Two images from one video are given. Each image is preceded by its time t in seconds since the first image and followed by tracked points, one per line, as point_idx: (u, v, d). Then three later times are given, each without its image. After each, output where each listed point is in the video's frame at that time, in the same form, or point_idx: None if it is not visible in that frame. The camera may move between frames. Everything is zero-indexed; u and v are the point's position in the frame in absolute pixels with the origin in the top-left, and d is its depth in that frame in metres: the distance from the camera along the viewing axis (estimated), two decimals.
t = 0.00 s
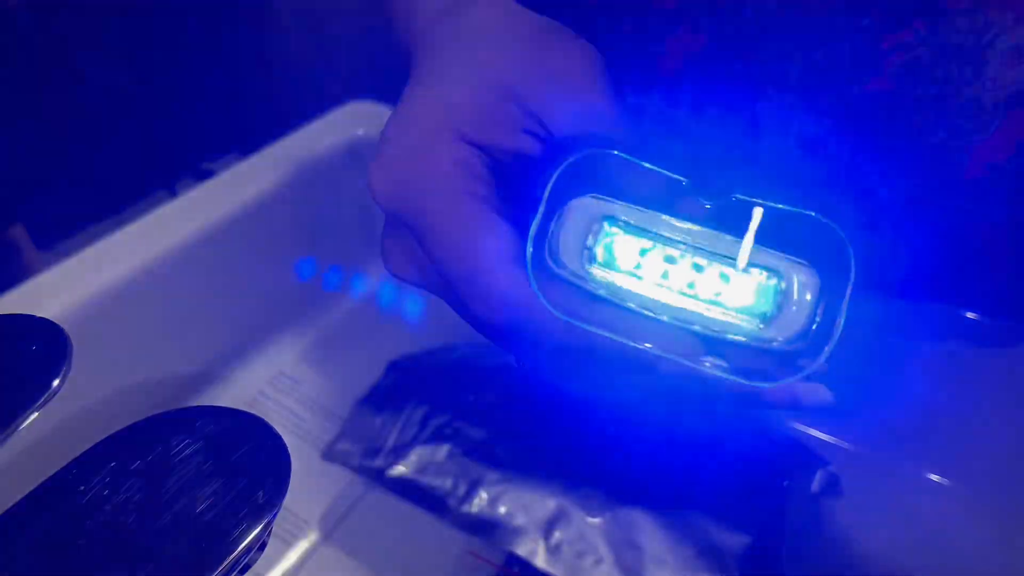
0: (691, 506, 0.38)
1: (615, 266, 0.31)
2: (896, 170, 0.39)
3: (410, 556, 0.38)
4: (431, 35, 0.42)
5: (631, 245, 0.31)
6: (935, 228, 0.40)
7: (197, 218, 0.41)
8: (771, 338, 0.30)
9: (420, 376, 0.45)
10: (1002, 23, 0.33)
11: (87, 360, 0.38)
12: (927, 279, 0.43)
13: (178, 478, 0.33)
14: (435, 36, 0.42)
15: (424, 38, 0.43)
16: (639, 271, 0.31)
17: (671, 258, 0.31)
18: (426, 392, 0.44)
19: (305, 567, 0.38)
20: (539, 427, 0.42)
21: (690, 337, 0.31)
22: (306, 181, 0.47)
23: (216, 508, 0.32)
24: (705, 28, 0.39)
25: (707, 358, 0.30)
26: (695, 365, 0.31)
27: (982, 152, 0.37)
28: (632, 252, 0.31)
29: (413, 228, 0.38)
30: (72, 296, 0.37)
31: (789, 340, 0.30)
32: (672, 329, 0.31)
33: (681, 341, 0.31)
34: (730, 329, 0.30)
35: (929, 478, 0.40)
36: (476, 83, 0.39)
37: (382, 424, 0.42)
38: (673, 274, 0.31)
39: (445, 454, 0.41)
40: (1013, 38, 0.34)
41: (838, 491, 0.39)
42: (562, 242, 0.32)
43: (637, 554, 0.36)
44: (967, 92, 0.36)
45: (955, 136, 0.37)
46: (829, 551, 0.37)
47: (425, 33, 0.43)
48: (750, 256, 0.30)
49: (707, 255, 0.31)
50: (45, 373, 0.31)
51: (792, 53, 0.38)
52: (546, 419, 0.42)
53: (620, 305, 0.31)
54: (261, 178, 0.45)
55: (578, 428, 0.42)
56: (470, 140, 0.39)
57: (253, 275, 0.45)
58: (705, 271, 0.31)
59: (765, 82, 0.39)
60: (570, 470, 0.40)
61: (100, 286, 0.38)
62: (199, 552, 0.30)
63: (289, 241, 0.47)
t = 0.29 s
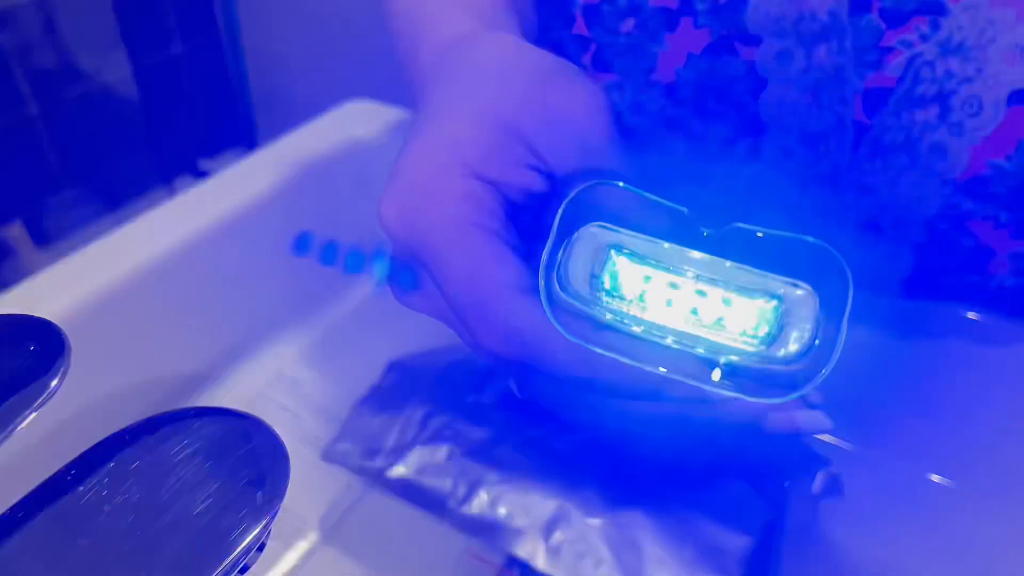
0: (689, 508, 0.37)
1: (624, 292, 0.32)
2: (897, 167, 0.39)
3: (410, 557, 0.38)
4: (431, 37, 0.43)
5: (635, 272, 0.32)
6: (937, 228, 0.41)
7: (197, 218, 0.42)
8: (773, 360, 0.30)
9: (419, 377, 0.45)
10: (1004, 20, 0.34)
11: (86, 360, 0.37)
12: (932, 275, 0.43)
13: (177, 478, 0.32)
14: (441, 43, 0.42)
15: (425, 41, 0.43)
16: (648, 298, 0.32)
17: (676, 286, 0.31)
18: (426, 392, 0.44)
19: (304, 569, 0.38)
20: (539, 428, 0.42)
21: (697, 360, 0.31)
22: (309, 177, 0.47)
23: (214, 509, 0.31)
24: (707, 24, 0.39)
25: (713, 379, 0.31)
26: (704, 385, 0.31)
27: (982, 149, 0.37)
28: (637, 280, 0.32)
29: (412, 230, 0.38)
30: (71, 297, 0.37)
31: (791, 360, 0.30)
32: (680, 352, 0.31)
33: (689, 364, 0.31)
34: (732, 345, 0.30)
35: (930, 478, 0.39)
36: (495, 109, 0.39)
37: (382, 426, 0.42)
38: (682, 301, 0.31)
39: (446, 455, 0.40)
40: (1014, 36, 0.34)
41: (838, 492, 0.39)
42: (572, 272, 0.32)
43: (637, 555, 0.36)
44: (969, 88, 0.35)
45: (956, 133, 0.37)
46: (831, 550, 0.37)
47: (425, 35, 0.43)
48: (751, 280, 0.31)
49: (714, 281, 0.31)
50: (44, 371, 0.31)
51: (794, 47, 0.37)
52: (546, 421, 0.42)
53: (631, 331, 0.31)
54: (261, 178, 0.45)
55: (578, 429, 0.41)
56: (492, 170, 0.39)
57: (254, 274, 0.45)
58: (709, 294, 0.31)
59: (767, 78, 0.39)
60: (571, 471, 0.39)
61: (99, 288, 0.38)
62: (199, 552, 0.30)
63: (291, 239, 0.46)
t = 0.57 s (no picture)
0: (688, 508, 0.37)
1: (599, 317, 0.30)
2: (894, 171, 0.39)
3: (408, 556, 0.38)
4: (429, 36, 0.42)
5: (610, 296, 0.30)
6: (932, 230, 0.39)
7: (198, 219, 0.42)
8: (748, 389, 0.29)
9: (419, 377, 0.45)
10: (1001, 23, 0.33)
11: (86, 360, 0.38)
12: (929, 278, 0.41)
13: (177, 478, 0.33)
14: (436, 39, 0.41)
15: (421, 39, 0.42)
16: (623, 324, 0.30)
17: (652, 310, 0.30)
18: (426, 391, 0.44)
19: (305, 567, 0.38)
20: (540, 428, 0.42)
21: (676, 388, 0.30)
22: (306, 179, 0.46)
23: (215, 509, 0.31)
24: (703, 28, 0.39)
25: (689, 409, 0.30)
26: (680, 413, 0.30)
27: (980, 153, 0.36)
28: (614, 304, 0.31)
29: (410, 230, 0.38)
30: (73, 298, 0.37)
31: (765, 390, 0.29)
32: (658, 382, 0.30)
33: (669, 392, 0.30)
34: (710, 380, 0.29)
35: (927, 477, 0.40)
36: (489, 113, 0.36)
37: (381, 424, 0.43)
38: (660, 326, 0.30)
39: (445, 455, 0.41)
40: (1011, 37, 0.33)
41: (836, 492, 0.39)
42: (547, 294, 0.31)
43: (636, 555, 0.36)
44: (965, 92, 0.35)
45: (952, 136, 0.36)
46: (829, 548, 0.37)
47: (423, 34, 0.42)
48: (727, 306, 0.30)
49: (690, 310, 0.30)
50: (44, 372, 0.31)
51: (790, 53, 0.38)
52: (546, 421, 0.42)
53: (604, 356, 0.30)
54: (261, 178, 0.45)
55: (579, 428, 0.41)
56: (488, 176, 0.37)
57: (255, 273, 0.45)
58: (686, 325, 0.30)
59: (762, 83, 0.39)
60: (571, 470, 0.40)
61: (102, 288, 0.38)
62: (197, 554, 0.30)
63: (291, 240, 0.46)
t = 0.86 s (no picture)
0: (688, 507, 0.37)
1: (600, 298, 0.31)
2: (892, 173, 0.39)
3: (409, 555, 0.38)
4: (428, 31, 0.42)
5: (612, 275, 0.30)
6: (931, 231, 0.39)
7: (197, 218, 0.42)
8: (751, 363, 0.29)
9: (420, 376, 0.45)
10: (999, 24, 0.33)
11: (89, 360, 0.38)
12: (927, 278, 0.41)
13: (178, 477, 0.33)
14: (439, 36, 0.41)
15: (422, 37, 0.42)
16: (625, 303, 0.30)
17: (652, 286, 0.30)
18: (426, 391, 0.44)
19: (307, 566, 0.38)
20: (539, 428, 0.42)
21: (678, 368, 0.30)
22: (302, 180, 0.46)
23: (219, 506, 0.32)
24: (702, 29, 0.39)
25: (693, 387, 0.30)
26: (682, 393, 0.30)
27: (978, 155, 0.36)
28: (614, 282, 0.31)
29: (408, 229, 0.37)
30: (74, 297, 0.37)
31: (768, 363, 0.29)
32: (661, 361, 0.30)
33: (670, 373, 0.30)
34: (706, 356, 0.29)
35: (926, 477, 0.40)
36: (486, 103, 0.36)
37: (382, 423, 0.43)
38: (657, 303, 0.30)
39: (446, 455, 0.41)
40: (1008, 40, 0.33)
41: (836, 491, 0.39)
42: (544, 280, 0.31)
43: (636, 555, 0.36)
44: (963, 93, 0.35)
45: (950, 138, 0.36)
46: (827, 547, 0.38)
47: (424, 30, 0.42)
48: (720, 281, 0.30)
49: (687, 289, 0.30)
50: (45, 375, 0.31)
51: (788, 55, 0.38)
52: (545, 420, 0.42)
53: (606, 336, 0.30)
54: (259, 179, 0.45)
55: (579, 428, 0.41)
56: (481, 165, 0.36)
57: (259, 274, 0.45)
58: (684, 305, 0.30)
59: (761, 85, 0.39)
60: (571, 469, 0.40)
61: (101, 288, 0.38)
62: (200, 551, 0.30)
63: (292, 242, 0.47)
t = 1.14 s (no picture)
0: (688, 508, 0.37)
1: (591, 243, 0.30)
2: (891, 173, 0.38)
3: (406, 556, 0.38)
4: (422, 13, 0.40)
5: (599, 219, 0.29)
6: (931, 231, 0.39)
7: (195, 218, 0.41)
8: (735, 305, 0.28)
9: (420, 376, 0.45)
10: (997, 23, 0.33)
11: (89, 358, 0.38)
12: (930, 276, 0.41)
13: (177, 478, 0.33)
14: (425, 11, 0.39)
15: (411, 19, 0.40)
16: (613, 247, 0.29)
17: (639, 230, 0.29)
18: (426, 392, 0.44)
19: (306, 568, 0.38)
20: (538, 428, 0.42)
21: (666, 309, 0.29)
22: (297, 180, 0.46)
23: (219, 506, 0.32)
24: (700, 27, 0.39)
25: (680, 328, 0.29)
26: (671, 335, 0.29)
27: (977, 154, 0.36)
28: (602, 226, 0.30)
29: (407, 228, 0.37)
30: (74, 296, 0.37)
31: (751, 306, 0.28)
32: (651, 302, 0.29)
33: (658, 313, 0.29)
34: (692, 298, 0.28)
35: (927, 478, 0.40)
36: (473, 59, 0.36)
37: (381, 424, 0.43)
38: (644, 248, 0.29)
39: (445, 455, 0.41)
40: (1007, 38, 0.33)
41: (836, 493, 0.40)
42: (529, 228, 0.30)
43: (636, 555, 0.36)
44: (961, 92, 0.35)
45: (949, 138, 0.36)
46: (831, 549, 0.37)
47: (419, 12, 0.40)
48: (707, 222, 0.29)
49: (673, 232, 0.29)
50: (44, 374, 0.31)
51: (786, 53, 0.38)
52: (545, 420, 0.42)
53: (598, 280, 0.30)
54: (260, 178, 0.45)
55: (579, 429, 0.41)
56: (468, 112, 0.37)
57: (257, 272, 0.45)
58: (672, 246, 0.29)
59: (758, 85, 0.39)
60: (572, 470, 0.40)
61: (102, 286, 0.38)
62: (198, 552, 0.30)
63: (289, 242, 0.46)
